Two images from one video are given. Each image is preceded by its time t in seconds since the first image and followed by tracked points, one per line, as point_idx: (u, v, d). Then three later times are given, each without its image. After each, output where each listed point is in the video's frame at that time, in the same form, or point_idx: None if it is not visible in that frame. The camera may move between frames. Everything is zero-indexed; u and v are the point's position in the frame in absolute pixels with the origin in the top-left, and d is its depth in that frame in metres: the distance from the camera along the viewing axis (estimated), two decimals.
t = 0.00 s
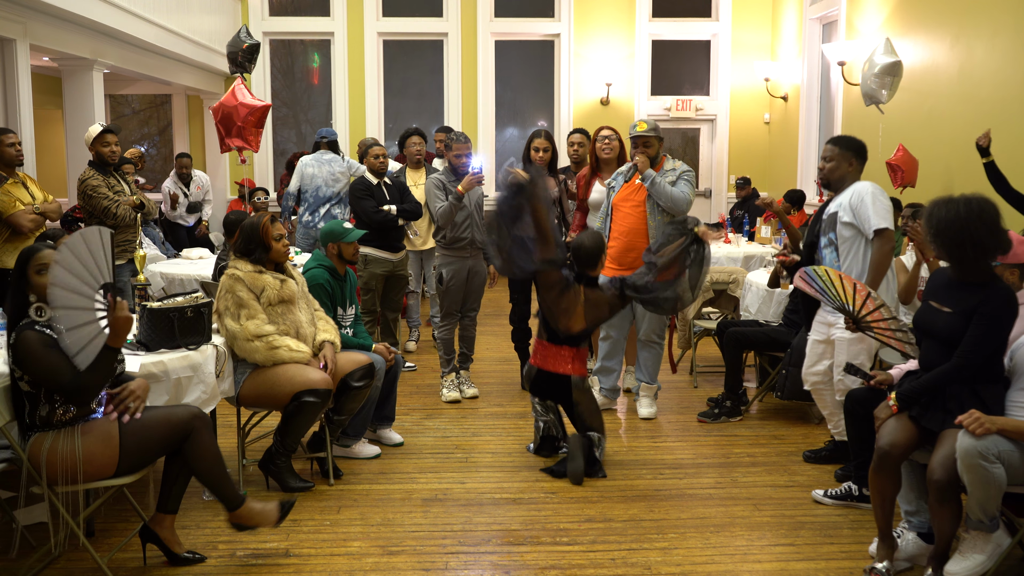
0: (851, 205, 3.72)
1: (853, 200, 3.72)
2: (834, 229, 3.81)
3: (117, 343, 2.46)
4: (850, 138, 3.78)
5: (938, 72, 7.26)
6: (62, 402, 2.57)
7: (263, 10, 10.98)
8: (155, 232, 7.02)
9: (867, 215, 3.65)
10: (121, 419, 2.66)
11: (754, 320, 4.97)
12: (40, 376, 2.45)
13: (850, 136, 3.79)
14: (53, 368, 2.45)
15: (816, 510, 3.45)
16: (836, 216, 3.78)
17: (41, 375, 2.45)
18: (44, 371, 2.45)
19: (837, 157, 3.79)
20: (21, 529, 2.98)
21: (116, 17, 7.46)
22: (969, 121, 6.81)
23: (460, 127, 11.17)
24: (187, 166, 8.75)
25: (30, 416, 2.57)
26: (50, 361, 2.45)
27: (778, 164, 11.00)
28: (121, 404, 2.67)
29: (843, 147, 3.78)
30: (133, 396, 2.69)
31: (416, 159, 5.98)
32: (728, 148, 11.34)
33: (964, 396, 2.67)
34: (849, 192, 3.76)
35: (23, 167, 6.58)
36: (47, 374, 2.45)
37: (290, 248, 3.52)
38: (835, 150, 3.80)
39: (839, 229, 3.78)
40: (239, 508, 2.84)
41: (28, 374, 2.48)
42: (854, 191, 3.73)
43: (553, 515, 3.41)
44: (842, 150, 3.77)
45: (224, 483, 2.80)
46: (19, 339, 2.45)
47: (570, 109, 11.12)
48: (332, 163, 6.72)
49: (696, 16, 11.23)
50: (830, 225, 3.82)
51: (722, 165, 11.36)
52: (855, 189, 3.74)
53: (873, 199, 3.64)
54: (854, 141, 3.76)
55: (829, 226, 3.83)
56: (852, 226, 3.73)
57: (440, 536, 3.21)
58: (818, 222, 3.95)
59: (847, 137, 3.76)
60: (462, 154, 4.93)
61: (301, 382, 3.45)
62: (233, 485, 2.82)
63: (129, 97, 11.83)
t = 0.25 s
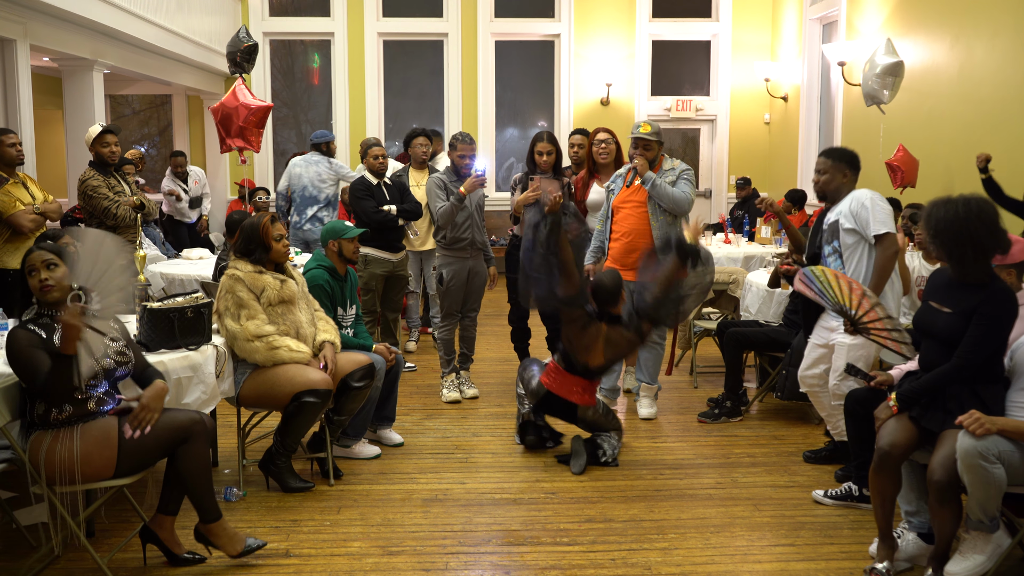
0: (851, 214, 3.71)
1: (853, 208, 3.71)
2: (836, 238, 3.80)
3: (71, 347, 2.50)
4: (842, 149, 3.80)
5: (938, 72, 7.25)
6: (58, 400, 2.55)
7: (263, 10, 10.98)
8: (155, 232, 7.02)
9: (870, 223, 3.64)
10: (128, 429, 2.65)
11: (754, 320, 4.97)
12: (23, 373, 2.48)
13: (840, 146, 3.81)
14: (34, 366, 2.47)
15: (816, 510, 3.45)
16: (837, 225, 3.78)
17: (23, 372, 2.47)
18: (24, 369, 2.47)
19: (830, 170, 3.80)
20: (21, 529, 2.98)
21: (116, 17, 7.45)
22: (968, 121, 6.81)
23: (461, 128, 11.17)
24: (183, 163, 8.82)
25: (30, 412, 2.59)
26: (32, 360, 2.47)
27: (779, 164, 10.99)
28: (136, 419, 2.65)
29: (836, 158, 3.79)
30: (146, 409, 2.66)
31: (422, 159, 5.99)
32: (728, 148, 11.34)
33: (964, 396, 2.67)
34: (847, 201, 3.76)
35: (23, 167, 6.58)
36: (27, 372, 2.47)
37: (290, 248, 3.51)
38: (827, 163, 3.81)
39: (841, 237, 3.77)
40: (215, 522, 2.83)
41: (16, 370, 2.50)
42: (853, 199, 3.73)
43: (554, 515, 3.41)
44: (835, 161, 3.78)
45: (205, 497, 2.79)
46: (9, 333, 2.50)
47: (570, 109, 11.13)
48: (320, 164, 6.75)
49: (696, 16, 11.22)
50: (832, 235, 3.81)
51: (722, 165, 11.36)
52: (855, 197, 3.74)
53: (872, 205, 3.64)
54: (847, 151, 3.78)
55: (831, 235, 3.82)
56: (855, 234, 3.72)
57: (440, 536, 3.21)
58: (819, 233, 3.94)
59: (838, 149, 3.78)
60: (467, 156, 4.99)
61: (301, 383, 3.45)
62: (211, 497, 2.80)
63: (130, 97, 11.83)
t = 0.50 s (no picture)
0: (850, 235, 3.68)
1: (852, 228, 3.68)
2: (837, 260, 3.77)
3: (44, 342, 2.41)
4: (838, 164, 3.77)
5: (939, 72, 7.25)
6: (56, 398, 2.56)
7: (263, 10, 10.99)
8: (155, 232, 7.02)
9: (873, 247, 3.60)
10: (140, 444, 2.65)
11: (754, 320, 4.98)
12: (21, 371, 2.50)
13: (833, 161, 3.79)
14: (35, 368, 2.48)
15: (816, 510, 3.46)
16: (837, 247, 3.75)
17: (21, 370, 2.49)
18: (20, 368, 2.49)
19: (826, 188, 3.78)
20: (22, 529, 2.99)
21: (116, 17, 7.45)
22: (969, 122, 6.81)
23: (461, 128, 11.18)
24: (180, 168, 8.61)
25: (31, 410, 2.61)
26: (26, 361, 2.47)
27: (779, 164, 10.99)
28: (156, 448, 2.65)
29: (832, 175, 3.77)
30: (165, 438, 2.64)
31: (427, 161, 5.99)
32: (728, 148, 11.34)
33: (964, 397, 2.67)
34: (846, 221, 3.73)
35: (23, 167, 6.58)
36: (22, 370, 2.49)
37: (291, 248, 3.51)
38: (822, 180, 3.79)
39: (843, 259, 3.74)
40: (210, 527, 2.83)
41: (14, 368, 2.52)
42: (851, 219, 3.71)
43: (554, 515, 3.41)
44: (830, 178, 3.77)
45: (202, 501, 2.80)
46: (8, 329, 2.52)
47: (570, 109, 11.13)
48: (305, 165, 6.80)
49: (697, 16, 11.22)
50: (832, 257, 3.79)
51: (722, 165, 11.36)
52: (852, 216, 3.71)
53: (871, 226, 3.61)
54: (841, 168, 3.76)
55: (831, 257, 3.79)
56: (856, 255, 3.69)
57: (440, 536, 3.21)
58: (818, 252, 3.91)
59: (834, 165, 3.76)
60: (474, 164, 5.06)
61: (301, 383, 3.45)
62: (206, 502, 2.81)
63: (130, 97, 11.84)
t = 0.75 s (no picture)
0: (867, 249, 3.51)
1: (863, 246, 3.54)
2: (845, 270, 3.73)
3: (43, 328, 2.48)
4: (860, 170, 3.46)
5: (939, 72, 7.24)
6: (58, 398, 2.56)
7: (263, 10, 10.98)
8: (155, 232, 7.02)
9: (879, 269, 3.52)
10: (145, 441, 2.66)
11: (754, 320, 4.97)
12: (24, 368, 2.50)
13: (857, 164, 3.47)
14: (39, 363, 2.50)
15: (816, 510, 3.45)
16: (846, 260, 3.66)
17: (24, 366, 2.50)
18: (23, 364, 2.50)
19: (844, 196, 3.51)
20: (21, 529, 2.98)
21: (116, 17, 7.45)
22: (968, 121, 6.81)
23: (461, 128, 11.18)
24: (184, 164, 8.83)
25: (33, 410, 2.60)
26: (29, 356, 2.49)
27: (779, 164, 10.99)
28: (160, 442, 2.66)
29: (852, 183, 3.48)
30: (168, 436, 2.66)
31: (429, 161, 5.99)
32: (728, 148, 11.33)
33: (965, 396, 2.67)
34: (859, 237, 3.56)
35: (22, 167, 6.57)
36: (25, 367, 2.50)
37: (291, 248, 3.51)
38: (838, 187, 3.52)
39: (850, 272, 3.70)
40: (208, 527, 2.84)
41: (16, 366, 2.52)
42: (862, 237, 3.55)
43: (554, 515, 3.41)
44: (850, 187, 3.48)
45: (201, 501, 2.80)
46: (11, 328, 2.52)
47: (570, 109, 11.13)
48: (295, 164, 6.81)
49: (696, 16, 11.22)
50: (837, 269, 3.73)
51: (722, 165, 11.36)
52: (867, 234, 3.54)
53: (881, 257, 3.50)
54: (860, 174, 3.46)
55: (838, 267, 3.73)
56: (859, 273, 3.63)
57: (441, 535, 3.21)
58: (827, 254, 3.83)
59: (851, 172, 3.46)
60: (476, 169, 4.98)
61: (301, 383, 3.45)
62: (205, 502, 2.81)
63: (130, 97, 11.83)
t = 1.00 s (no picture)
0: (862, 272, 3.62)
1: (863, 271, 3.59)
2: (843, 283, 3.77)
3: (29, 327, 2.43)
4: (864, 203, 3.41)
5: (939, 72, 7.24)
6: (57, 398, 2.57)
7: (263, 10, 10.98)
8: (155, 232, 7.02)
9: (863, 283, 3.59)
10: (146, 436, 2.66)
11: (754, 320, 4.97)
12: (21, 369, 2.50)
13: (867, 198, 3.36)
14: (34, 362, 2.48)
15: (816, 510, 3.45)
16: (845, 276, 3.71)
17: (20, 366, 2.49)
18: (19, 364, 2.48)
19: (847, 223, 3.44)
20: (21, 529, 2.98)
21: (116, 17, 7.45)
22: (969, 121, 6.81)
23: (461, 127, 11.17)
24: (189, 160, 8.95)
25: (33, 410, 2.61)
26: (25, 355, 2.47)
27: (779, 164, 10.98)
28: (160, 438, 2.67)
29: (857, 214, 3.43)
30: (168, 430, 2.66)
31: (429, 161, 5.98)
32: (728, 148, 11.33)
33: (964, 396, 2.67)
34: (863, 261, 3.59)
35: (22, 167, 6.57)
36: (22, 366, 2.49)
37: (290, 249, 3.51)
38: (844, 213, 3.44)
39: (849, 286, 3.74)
40: (207, 527, 2.83)
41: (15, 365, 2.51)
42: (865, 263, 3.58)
43: (554, 515, 3.41)
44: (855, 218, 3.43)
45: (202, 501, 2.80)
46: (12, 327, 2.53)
47: (570, 109, 11.13)
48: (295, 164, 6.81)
49: (696, 16, 11.22)
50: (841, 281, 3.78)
51: (722, 165, 11.36)
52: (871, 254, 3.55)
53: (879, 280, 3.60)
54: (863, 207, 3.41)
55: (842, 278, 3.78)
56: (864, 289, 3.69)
57: (440, 536, 3.21)
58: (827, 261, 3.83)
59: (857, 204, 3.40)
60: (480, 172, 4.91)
61: (301, 383, 3.45)
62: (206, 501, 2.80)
63: (130, 97, 11.83)
